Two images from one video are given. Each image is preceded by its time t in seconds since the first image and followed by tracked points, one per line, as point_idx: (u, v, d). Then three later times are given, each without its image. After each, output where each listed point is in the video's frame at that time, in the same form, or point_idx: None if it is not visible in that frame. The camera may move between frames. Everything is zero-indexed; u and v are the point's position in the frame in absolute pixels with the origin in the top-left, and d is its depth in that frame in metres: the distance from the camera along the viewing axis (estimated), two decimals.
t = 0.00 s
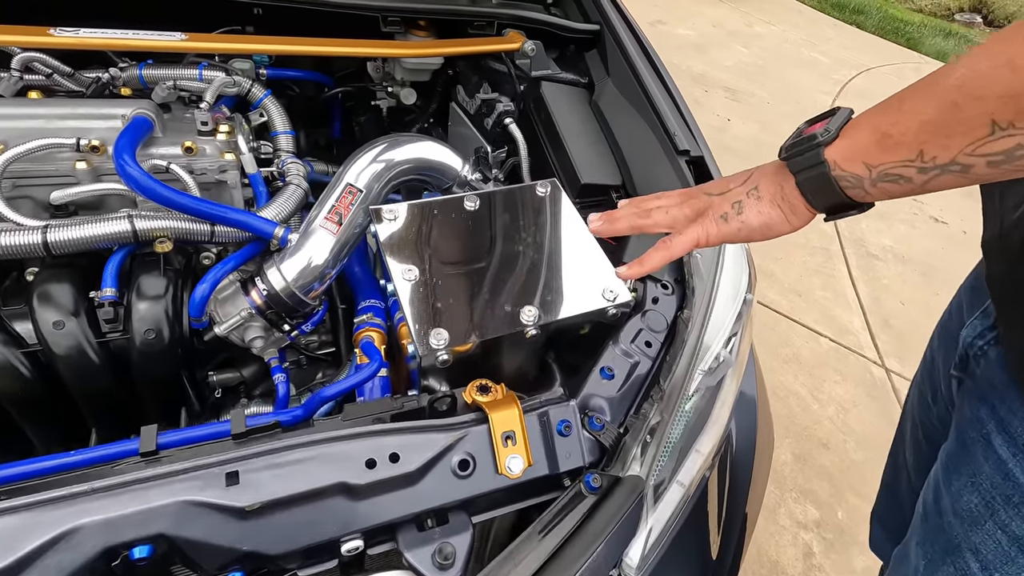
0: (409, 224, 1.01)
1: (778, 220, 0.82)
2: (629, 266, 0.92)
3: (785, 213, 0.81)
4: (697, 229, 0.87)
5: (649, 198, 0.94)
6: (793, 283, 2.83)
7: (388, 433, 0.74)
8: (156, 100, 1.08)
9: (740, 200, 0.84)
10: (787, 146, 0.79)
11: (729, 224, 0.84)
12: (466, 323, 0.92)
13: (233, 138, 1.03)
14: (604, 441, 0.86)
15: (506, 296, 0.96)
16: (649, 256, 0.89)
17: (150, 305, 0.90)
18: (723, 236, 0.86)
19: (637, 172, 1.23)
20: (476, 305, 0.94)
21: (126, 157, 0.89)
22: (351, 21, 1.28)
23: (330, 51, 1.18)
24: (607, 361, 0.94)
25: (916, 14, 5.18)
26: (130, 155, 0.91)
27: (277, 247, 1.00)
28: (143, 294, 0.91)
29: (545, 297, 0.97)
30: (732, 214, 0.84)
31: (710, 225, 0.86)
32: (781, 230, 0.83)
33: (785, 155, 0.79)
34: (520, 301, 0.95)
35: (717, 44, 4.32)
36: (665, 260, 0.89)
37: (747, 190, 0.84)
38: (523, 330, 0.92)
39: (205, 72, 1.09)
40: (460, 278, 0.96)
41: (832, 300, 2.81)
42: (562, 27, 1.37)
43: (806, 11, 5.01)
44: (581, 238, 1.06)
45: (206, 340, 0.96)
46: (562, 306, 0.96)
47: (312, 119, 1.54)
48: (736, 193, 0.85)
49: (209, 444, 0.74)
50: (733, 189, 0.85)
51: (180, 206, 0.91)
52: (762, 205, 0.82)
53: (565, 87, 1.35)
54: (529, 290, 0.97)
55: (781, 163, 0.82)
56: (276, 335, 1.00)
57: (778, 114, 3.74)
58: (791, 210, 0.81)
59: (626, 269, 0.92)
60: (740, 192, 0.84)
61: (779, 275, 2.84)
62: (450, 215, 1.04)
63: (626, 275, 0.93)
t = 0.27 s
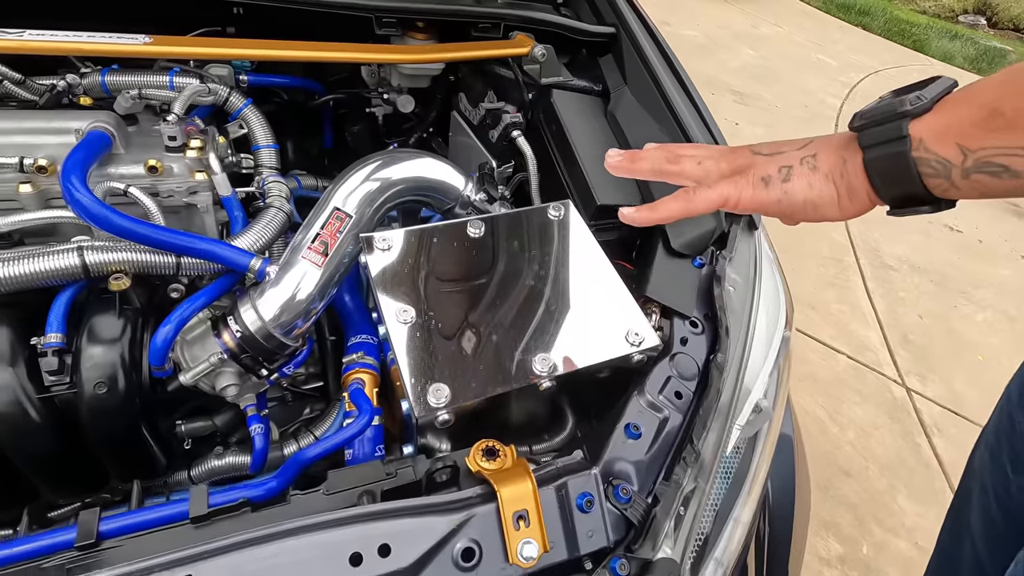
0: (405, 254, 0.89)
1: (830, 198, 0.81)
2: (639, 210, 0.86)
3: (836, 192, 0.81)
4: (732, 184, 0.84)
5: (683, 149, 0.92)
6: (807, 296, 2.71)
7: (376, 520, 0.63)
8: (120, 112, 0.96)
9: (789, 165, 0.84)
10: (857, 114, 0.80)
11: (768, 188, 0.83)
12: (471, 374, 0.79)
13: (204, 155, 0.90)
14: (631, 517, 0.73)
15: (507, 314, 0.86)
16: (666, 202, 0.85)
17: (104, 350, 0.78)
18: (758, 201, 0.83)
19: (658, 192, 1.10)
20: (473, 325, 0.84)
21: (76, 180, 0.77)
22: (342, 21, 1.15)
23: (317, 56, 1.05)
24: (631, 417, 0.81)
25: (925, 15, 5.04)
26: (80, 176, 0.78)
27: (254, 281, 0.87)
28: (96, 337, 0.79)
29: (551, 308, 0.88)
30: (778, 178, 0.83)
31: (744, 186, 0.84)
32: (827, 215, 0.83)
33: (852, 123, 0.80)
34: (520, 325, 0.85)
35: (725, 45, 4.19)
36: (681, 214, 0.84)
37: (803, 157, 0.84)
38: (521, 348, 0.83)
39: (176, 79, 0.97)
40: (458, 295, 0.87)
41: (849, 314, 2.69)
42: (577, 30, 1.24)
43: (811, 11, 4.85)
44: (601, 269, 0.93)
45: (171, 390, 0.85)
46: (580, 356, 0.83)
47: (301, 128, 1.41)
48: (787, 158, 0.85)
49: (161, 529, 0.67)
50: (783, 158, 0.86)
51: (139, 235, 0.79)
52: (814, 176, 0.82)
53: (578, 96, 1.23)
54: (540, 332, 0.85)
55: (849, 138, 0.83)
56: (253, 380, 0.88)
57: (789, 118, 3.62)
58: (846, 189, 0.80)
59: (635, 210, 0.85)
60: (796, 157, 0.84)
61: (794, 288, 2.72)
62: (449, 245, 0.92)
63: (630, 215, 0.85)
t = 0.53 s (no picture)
0: (403, 303, 0.78)
1: (912, 396, 0.50)
2: (655, 422, 0.54)
3: (928, 392, 0.50)
4: (773, 378, 0.53)
5: (674, 286, 0.62)
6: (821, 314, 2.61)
7: None
8: (80, 135, 0.85)
9: (854, 346, 0.52)
10: (937, 287, 0.49)
11: (831, 384, 0.52)
12: (480, 450, 0.68)
13: (176, 187, 0.80)
14: None
15: (508, 334, 0.77)
16: (631, 311, 0.60)
17: (51, 419, 0.66)
18: (815, 399, 0.52)
19: (685, 223, 1.00)
20: (472, 346, 0.76)
21: (18, 223, 0.66)
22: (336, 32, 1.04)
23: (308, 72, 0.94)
24: (665, 497, 0.71)
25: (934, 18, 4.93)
26: (25, 218, 0.67)
27: (230, 332, 0.75)
28: (44, 402, 0.67)
29: (557, 325, 0.79)
30: (842, 374, 0.51)
31: (762, 304, 0.58)
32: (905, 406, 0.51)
33: (929, 299, 0.49)
34: (522, 346, 0.77)
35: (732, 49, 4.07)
36: (645, 334, 0.59)
37: (868, 335, 0.52)
38: (522, 364, 0.75)
39: (147, 97, 0.86)
40: (456, 320, 0.78)
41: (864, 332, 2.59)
42: (593, 42, 1.13)
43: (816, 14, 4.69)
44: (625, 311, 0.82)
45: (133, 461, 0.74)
46: (608, 425, 0.71)
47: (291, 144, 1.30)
48: (844, 332, 0.53)
49: None
50: (836, 332, 0.53)
51: (93, 286, 0.68)
52: (893, 368, 0.51)
53: (594, 114, 1.12)
54: (559, 396, 0.73)
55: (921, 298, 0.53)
56: (229, 445, 0.77)
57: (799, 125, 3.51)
58: (938, 381, 0.50)
59: (584, 292, 0.62)
60: (858, 335, 0.53)
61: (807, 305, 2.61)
62: (454, 289, 0.81)
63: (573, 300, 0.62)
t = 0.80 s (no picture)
0: (418, 317, 0.73)
1: None
2: (712, 464, 0.52)
3: None
4: (906, 549, 0.41)
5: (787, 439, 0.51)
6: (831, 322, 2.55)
7: None
8: (69, 134, 0.79)
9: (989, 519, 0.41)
10: None
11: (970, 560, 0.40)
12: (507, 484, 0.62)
13: (172, 192, 0.73)
14: None
15: (513, 340, 0.74)
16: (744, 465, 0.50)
17: (35, 445, 0.61)
18: None
19: (714, 232, 0.95)
20: (477, 353, 0.72)
21: None
22: (346, 26, 0.98)
23: (316, 70, 0.88)
24: (704, 534, 0.67)
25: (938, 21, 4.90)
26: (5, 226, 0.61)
27: (231, 350, 0.70)
28: (27, 427, 0.61)
29: (566, 334, 0.75)
30: (982, 553, 0.40)
31: (884, 468, 0.46)
32: None
33: None
34: (527, 353, 0.73)
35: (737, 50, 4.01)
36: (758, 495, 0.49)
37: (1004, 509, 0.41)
38: (526, 372, 0.70)
39: (142, 93, 0.80)
40: (462, 327, 0.74)
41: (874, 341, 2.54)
42: (616, 40, 1.07)
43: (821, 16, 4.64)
44: (651, 325, 0.77)
45: (122, 492, 0.67)
46: (642, 455, 0.66)
47: (294, 144, 1.24)
48: (965, 501, 0.42)
49: None
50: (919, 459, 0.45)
51: (81, 302, 0.61)
52: None
53: (615, 116, 1.07)
54: (589, 423, 0.67)
55: None
56: (229, 471, 0.71)
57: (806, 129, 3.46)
58: None
59: (725, 403, 0.58)
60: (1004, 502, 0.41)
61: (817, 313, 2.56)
62: (474, 305, 0.76)
63: (685, 451, 0.54)
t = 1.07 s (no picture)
0: (431, 306, 0.72)
1: (969, 273, 0.63)
2: (752, 248, 0.71)
3: (981, 267, 0.63)
4: (860, 237, 0.68)
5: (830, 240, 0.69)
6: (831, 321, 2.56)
7: None
8: (74, 110, 0.76)
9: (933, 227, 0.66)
10: None
11: (904, 247, 0.66)
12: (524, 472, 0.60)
13: (181, 171, 0.72)
14: None
15: (518, 337, 0.71)
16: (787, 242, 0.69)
17: (39, 428, 0.59)
18: (885, 258, 0.66)
19: (728, 223, 0.93)
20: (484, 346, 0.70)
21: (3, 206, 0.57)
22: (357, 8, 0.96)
23: (327, 50, 0.86)
24: (723, 525, 0.65)
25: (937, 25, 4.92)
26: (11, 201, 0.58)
27: (241, 335, 0.68)
28: (30, 410, 0.60)
29: (572, 331, 0.72)
30: (913, 243, 0.65)
31: (882, 201, 0.71)
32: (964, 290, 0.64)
33: None
34: (534, 347, 0.71)
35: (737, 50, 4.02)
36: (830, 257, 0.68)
37: (950, 220, 0.66)
38: (531, 365, 0.69)
39: (150, 71, 0.78)
40: (468, 318, 0.72)
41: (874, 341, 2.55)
42: (629, 30, 1.06)
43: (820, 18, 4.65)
44: (666, 317, 0.76)
45: (127, 478, 0.66)
46: (660, 448, 0.64)
47: (299, 131, 1.22)
48: (931, 219, 0.67)
49: None
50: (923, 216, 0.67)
51: (89, 281, 0.60)
52: (959, 245, 0.64)
53: (627, 106, 1.06)
54: (607, 412, 0.66)
55: (1009, 211, 0.64)
56: (237, 459, 0.69)
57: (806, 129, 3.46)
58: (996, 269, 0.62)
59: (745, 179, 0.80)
60: (941, 220, 0.66)
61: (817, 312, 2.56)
62: (488, 293, 0.75)
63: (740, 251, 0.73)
